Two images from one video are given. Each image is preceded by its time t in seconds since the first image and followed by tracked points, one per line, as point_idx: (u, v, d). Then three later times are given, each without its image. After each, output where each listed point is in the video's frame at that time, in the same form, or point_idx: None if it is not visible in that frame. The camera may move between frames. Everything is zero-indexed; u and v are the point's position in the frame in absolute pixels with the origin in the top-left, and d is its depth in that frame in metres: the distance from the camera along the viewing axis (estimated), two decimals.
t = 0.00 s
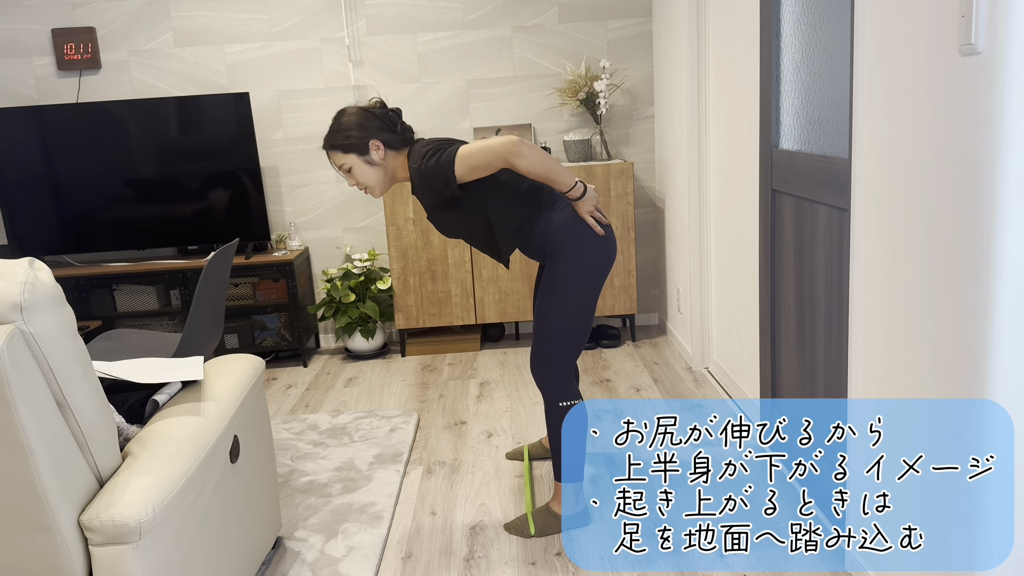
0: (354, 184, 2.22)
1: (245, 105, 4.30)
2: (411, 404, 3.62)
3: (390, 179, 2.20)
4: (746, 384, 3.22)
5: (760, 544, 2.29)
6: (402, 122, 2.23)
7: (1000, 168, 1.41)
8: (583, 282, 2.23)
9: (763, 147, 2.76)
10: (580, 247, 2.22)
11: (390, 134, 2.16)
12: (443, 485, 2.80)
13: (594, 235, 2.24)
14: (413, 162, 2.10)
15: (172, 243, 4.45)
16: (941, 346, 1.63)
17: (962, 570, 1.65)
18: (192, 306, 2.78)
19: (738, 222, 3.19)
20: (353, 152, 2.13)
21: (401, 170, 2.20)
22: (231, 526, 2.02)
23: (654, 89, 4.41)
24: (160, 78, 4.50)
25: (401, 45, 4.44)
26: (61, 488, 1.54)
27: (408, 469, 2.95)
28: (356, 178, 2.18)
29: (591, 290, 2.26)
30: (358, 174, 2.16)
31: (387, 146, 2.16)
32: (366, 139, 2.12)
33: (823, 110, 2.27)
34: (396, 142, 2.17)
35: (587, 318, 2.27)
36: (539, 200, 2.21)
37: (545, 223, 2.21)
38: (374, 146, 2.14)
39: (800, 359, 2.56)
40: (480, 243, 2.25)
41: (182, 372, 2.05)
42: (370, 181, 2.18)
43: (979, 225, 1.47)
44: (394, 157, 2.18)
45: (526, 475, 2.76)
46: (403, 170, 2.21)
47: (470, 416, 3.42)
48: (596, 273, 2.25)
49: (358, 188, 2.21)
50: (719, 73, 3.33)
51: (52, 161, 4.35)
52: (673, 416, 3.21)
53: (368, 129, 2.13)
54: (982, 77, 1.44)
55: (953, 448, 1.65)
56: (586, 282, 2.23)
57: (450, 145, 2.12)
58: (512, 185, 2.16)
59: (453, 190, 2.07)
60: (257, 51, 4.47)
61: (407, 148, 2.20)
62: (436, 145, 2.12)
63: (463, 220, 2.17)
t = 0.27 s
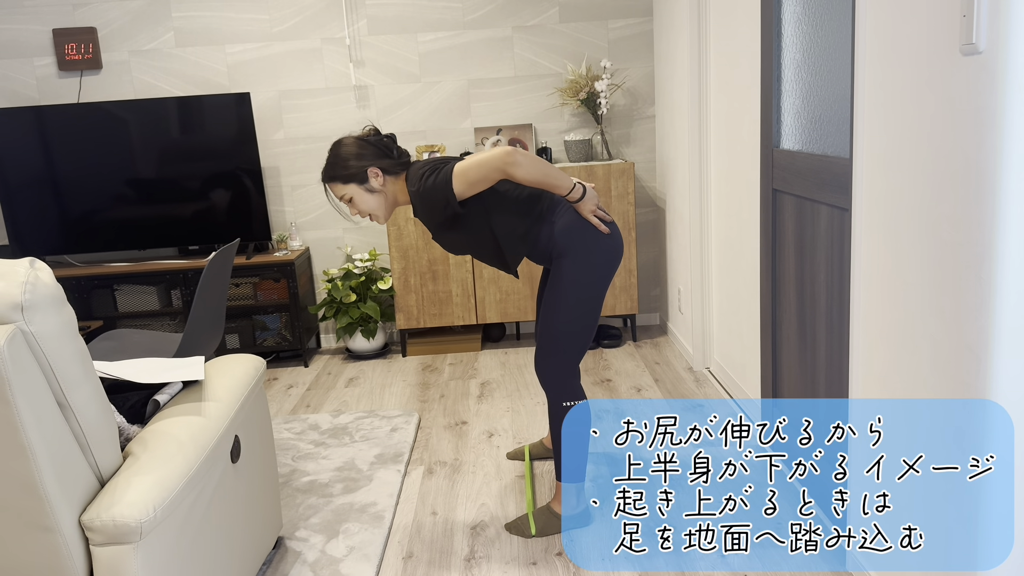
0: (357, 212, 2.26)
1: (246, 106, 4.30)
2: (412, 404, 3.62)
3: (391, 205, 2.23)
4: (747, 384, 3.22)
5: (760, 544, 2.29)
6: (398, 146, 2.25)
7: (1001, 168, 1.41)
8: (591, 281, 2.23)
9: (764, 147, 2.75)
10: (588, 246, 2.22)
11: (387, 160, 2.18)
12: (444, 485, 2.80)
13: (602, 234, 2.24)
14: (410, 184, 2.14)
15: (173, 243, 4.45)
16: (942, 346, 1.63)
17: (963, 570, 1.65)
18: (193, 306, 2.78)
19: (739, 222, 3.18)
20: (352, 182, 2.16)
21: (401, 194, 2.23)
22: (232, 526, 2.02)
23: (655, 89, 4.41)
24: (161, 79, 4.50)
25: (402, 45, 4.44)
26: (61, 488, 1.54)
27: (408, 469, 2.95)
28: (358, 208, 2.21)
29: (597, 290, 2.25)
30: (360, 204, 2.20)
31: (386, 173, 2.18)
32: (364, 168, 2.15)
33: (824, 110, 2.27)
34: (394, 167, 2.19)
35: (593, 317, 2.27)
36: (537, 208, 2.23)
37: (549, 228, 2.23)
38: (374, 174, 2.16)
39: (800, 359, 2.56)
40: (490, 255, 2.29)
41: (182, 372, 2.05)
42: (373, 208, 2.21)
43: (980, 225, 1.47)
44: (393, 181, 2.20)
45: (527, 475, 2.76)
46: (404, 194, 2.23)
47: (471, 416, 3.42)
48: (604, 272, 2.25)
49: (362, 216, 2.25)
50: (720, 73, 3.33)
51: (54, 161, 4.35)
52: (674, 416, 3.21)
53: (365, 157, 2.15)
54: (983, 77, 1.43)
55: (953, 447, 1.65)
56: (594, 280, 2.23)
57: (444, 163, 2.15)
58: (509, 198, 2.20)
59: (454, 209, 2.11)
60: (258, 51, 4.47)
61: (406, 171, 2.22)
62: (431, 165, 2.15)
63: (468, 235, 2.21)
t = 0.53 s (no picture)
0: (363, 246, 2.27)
1: (247, 105, 4.30)
2: (413, 404, 3.62)
3: (395, 236, 2.24)
4: (748, 384, 3.22)
5: (760, 544, 2.29)
6: (397, 177, 2.25)
7: (1002, 168, 1.41)
8: (597, 282, 2.23)
9: (765, 147, 2.75)
10: (595, 248, 2.22)
11: (386, 191, 2.18)
12: (445, 485, 2.80)
13: (608, 235, 2.25)
14: (410, 209, 2.14)
15: (174, 243, 4.46)
16: (943, 346, 1.63)
17: (964, 569, 1.65)
18: (194, 307, 2.78)
19: (740, 222, 3.18)
20: (354, 219, 2.17)
21: (404, 224, 2.23)
22: (232, 525, 2.02)
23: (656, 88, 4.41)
24: (162, 78, 4.50)
25: (402, 45, 4.44)
26: (63, 488, 1.54)
27: (409, 469, 2.95)
28: (363, 243, 2.22)
29: (601, 292, 2.25)
30: (364, 238, 2.20)
31: (386, 205, 2.18)
32: (364, 203, 2.15)
33: (826, 109, 2.27)
34: (394, 198, 2.18)
35: (597, 318, 2.27)
36: (536, 218, 2.23)
37: (553, 233, 2.23)
38: (373, 208, 2.16)
39: (801, 359, 2.56)
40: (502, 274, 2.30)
41: (184, 372, 2.05)
42: (376, 240, 2.21)
43: (981, 225, 1.47)
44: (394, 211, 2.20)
45: (528, 474, 2.76)
46: (406, 223, 2.23)
47: (472, 416, 3.42)
48: (611, 272, 2.26)
49: (369, 249, 2.26)
50: (721, 73, 3.33)
51: (55, 161, 4.35)
52: (674, 416, 3.21)
53: (363, 192, 2.15)
54: (984, 77, 1.43)
55: (954, 448, 1.65)
56: (600, 281, 2.24)
57: (443, 187, 2.16)
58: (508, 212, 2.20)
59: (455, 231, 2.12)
60: (258, 51, 4.47)
61: (406, 200, 2.21)
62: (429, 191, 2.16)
63: (476, 256, 2.22)
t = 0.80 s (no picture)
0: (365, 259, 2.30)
1: (248, 105, 4.31)
2: (413, 403, 3.62)
3: (394, 245, 2.27)
4: (749, 383, 3.22)
5: (760, 544, 2.29)
6: (391, 187, 2.28)
7: (1003, 167, 1.41)
8: (598, 282, 2.23)
9: (766, 146, 2.75)
10: (594, 248, 2.23)
11: (381, 203, 2.21)
12: (446, 484, 2.80)
13: (607, 235, 2.25)
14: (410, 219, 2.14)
15: (175, 242, 4.46)
16: (944, 345, 1.63)
17: (964, 569, 1.65)
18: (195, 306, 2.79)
19: (741, 221, 3.18)
20: (353, 232, 2.21)
21: (401, 233, 2.26)
22: (233, 524, 2.02)
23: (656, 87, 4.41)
24: (163, 78, 4.50)
25: (403, 43, 4.44)
26: (64, 487, 1.54)
27: (410, 468, 2.95)
28: (364, 255, 2.26)
29: (602, 290, 2.25)
30: (365, 250, 2.24)
31: (382, 215, 2.21)
32: (361, 216, 2.19)
33: (826, 108, 2.27)
34: (390, 208, 2.22)
35: (597, 317, 2.27)
36: (533, 225, 2.23)
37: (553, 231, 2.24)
38: (370, 220, 2.20)
39: (802, 359, 2.56)
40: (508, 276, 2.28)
41: (185, 370, 2.05)
42: (376, 251, 2.25)
43: (982, 224, 1.47)
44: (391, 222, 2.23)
45: (529, 473, 2.76)
46: (404, 232, 2.26)
47: (473, 415, 3.42)
48: (611, 271, 2.26)
49: (371, 261, 2.29)
50: (722, 72, 3.33)
51: (56, 160, 4.35)
52: (674, 416, 3.20)
53: (359, 206, 2.19)
54: (985, 76, 1.43)
55: (954, 448, 1.65)
56: (601, 281, 2.24)
57: (444, 200, 2.14)
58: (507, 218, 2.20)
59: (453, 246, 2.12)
60: (259, 50, 4.47)
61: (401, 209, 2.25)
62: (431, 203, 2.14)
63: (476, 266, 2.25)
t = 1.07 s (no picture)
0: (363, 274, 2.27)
1: (249, 103, 4.31)
2: (414, 401, 3.62)
3: (395, 259, 2.24)
4: (749, 381, 3.22)
5: (760, 544, 2.29)
6: (388, 202, 2.26)
7: (1006, 166, 1.40)
8: (597, 280, 2.23)
9: (768, 144, 2.75)
10: (594, 247, 2.22)
11: (379, 218, 2.18)
12: (447, 482, 2.80)
13: (607, 234, 2.25)
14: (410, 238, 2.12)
15: (175, 240, 4.46)
16: (946, 344, 1.63)
17: (964, 569, 1.65)
18: (196, 304, 2.78)
19: (742, 219, 3.18)
20: (354, 248, 2.17)
21: (401, 247, 2.24)
22: (235, 522, 2.02)
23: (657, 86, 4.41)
24: (164, 76, 4.50)
25: (404, 41, 4.44)
26: (64, 484, 1.54)
27: (411, 466, 2.95)
28: (364, 270, 2.22)
29: (602, 288, 2.25)
30: (367, 267, 2.20)
31: (383, 230, 2.18)
32: (362, 232, 2.15)
33: (829, 107, 2.26)
34: (388, 223, 2.19)
35: (597, 316, 2.27)
36: (533, 224, 2.23)
37: (552, 233, 2.23)
38: (372, 235, 2.16)
39: (803, 358, 2.55)
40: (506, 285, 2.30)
41: (185, 368, 2.05)
42: (377, 267, 2.22)
43: (984, 222, 1.47)
44: (390, 238, 2.21)
45: (529, 472, 2.75)
46: (402, 245, 2.25)
47: (474, 413, 3.42)
48: (609, 270, 2.25)
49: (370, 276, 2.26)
50: (723, 70, 3.32)
51: (56, 158, 4.35)
52: (674, 416, 3.20)
53: (359, 224, 2.15)
54: (988, 74, 1.43)
55: (955, 448, 1.65)
56: (601, 279, 2.24)
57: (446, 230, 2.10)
58: (505, 228, 2.19)
59: (443, 275, 2.12)
60: (260, 48, 4.47)
61: (399, 223, 2.23)
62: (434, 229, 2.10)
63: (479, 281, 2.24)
